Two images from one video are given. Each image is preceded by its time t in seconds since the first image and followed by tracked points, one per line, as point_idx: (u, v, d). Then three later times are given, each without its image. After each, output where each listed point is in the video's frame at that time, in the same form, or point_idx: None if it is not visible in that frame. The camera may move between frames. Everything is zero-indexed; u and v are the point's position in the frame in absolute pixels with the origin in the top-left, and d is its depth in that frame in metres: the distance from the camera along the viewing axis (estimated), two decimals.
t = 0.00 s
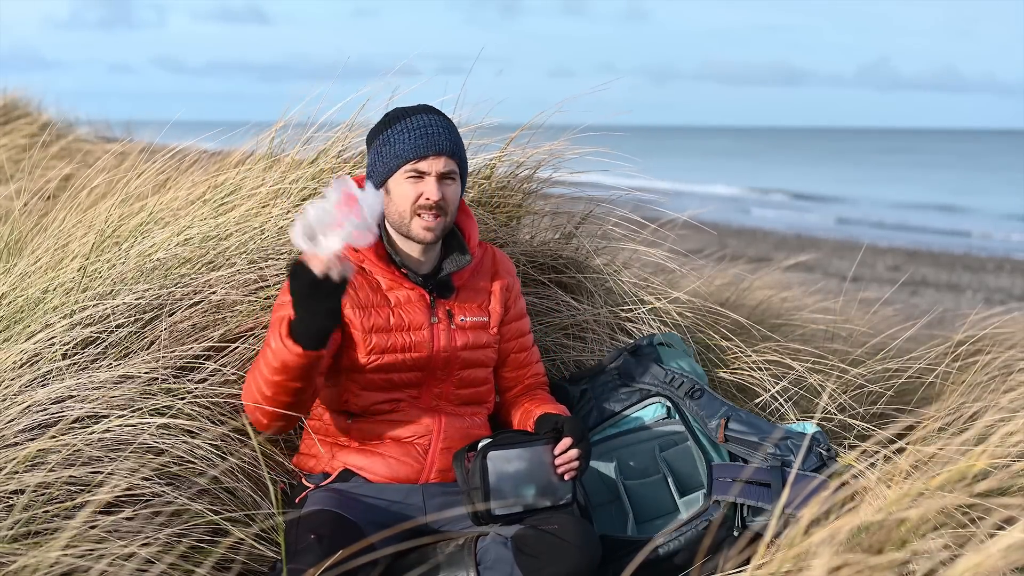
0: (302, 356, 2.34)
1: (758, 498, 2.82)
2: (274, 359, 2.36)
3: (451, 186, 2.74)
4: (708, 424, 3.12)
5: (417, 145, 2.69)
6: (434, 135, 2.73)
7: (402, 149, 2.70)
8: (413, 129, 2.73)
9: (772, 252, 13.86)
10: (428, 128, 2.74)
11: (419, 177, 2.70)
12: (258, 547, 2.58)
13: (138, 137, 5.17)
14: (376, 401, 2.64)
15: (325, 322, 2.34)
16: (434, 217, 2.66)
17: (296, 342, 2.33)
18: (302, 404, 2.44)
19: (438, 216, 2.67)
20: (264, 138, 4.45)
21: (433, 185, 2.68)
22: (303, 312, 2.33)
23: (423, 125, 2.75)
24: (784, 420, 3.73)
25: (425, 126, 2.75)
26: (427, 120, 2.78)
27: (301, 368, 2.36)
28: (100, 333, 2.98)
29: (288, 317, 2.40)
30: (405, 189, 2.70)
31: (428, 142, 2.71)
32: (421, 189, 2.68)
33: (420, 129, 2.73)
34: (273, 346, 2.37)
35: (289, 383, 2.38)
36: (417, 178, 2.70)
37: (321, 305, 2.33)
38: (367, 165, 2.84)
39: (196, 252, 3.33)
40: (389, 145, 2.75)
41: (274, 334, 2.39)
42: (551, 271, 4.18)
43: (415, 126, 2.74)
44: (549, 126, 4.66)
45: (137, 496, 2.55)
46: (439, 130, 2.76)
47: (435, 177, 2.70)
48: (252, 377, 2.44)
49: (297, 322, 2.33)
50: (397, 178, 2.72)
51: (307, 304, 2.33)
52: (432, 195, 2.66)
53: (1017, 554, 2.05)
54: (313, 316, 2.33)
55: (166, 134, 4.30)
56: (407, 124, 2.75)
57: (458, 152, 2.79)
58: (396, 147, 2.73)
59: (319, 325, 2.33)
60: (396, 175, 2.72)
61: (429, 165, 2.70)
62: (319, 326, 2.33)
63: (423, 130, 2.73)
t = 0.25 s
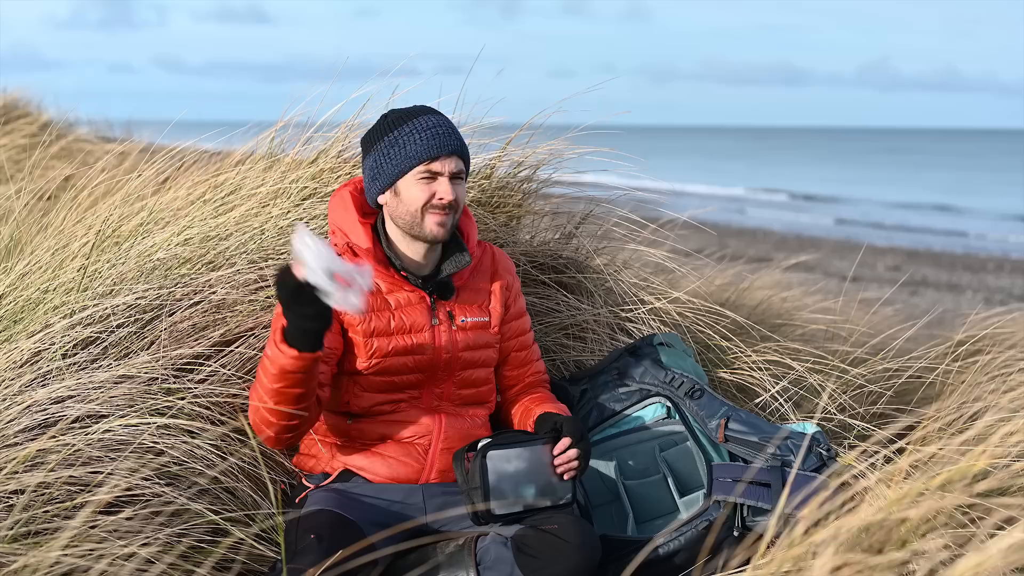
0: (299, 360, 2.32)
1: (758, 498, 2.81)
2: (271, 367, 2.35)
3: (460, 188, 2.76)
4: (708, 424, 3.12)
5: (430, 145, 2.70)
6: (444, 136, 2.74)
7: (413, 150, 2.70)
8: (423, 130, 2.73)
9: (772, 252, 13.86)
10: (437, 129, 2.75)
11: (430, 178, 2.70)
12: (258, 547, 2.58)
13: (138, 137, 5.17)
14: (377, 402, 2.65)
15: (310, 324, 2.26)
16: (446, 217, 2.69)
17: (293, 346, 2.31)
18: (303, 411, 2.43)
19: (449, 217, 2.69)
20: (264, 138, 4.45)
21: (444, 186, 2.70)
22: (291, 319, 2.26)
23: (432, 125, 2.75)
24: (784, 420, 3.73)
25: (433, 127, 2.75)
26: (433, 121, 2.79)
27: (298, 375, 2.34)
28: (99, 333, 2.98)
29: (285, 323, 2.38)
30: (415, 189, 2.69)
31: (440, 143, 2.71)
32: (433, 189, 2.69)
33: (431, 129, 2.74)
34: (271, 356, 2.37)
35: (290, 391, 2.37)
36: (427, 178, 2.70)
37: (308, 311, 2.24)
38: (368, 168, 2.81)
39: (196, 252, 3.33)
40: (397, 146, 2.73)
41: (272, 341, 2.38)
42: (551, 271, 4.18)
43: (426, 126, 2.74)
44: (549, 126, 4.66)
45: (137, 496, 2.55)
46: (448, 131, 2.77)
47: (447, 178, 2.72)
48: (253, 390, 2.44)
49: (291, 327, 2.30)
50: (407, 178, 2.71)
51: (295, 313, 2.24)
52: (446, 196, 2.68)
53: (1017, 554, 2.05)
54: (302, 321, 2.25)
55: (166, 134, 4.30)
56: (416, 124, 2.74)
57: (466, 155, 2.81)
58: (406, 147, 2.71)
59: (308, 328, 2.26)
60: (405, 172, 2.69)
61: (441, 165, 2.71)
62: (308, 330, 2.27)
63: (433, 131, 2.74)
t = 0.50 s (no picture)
0: (291, 365, 2.31)
1: (758, 498, 2.81)
2: (264, 371, 2.33)
3: (445, 194, 2.70)
4: (707, 424, 3.12)
5: (411, 151, 2.65)
6: (429, 141, 2.68)
7: (394, 156, 2.67)
8: (407, 134, 2.69)
9: (772, 252, 13.86)
10: (423, 132, 2.69)
11: (411, 184, 2.66)
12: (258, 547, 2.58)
13: (138, 137, 5.17)
14: (376, 401, 2.64)
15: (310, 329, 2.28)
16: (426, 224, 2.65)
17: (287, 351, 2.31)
18: (298, 415, 2.41)
19: (429, 225, 2.65)
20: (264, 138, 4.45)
21: (425, 193, 2.65)
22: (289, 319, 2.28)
23: (418, 129, 2.69)
24: (784, 420, 3.73)
25: (419, 130, 2.70)
26: (423, 123, 2.73)
27: (291, 378, 2.33)
28: (100, 333, 2.98)
29: (279, 328, 2.37)
30: (398, 195, 2.67)
31: (420, 149, 2.66)
32: (413, 195, 2.65)
33: (416, 133, 2.68)
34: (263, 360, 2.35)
35: (284, 395, 2.35)
36: (409, 185, 2.67)
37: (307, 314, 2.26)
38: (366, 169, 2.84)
39: (196, 252, 3.33)
40: (383, 150, 2.72)
41: (265, 347, 2.37)
42: (551, 271, 4.18)
43: (410, 130, 2.69)
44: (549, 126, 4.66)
45: (137, 496, 2.55)
46: (434, 134, 2.70)
47: (427, 185, 2.66)
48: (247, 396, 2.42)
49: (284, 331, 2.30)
50: (390, 184, 2.70)
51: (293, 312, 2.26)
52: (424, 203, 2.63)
53: (1017, 554, 2.05)
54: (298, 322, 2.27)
55: (166, 134, 4.30)
56: (402, 127, 2.71)
57: (454, 158, 2.73)
58: (389, 152, 2.69)
59: (305, 331, 2.28)
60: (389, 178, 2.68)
61: (420, 172, 2.66)
62: (304, 332, 2.28)
63: (417, 135, 2.68)
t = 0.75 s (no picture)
0: (288, 381, 2.32)
1: (757, 498, 2.81)
2: (261, 385, 2.34)
3: (421, 194, 2.69)
4: (708, 424, 3.12)
5: (385, 156, 2.71)
6: (404, 143, 2.71)
7: (375, 161, 2.74)
8: (387, 139, 2.74)
9: (772, 252, 13.85)
10: (401, 136, 2.73)
11: (390, 187, 2.70)
12: (258, 547, 2.58)
13: (138, 137, 5.18)
14: (377, 401, 2.64)
15: (310, 349, 2.29)
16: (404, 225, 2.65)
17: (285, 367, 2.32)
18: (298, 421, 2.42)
19: (403, 226, 2.65)
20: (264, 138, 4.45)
21: (398, 195, 2.66)
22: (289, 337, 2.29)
23: (398, 133, 2.74)
24: (784, 420, 3.73)
25: (398, 134, 2.74)
26: (404, 126, 2.77)
27: (288, 392, 2.34)
28: (100, 333, 2.98)
29: (275, 343, 2.38)
30: (378, 198, 2.71)
31: (395, 152, 2.70)
32: (390, 198, 2.68)
33: (393, 137, 2.74)
34: (263, 371, 2.35)
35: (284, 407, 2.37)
36: (388, 188, 2.71)
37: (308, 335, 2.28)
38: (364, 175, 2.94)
39: (197, 251, 3.33)
40: (370, 156, 2.80)
41: (262, 360, 2.38)
42: (551, 271, 4.18)
43: (388, 135, 2.75)
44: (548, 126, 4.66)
45: (137, 496, 2.55)
46: (413, 137, 2.72)
47: (402, 187, 2.68)
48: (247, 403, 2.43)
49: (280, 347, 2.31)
50: (374, 188, 2.75)
51: (295, 331, 2.28)
52: (398, 205, 2.65)
53: (1018, 554, 2.05)
54: (298, 342, 2.28)
55: (166, 134, 4.31)
56: (384, 132, 2.77)
57: (431, 157, 2.70)
58: (372, 158, 2.76)
59: (304, 352, 2.29)
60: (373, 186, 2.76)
61: (397, 175, 2.69)
62: (304, 353, 2.29)
63: (396, 139, 2.73)
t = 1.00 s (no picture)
0: (287, 387, 2.33)
1: (757, 498, 2.81)
2: (260, 390, 2.35)
3: (418, 196, 2.68)
4: (707, 424, 3.12)
5: (381, 158, 2.71)
6: (400, 145, 2.70)
7: (372, 163, 2.74)
8: (384, 140, 2.74)
9: (772, 252, 13.85)
10: (398, 137, 2.72)
11: (387, 189, 2.70)
12: (258, 547, 2.58)
13: (138, 137, 5.18)
14: (377, 403, 2.64)
15: (309, 357, 2.29)
16: (401, 227, 2.66)
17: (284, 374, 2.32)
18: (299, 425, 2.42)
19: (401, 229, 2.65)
20: (264, 138, 4.45)
21: (395, 197, 2.67)
22: (289, 344, 2.29)
23: (394, 135, 2.73)
24: (784, 420, 3.73)
25: (395, 135, 2.73)
26: (401, 127, 2.76)
27: (288, 397, 2.35)
28: (100, 333, 2.98)
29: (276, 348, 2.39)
30: (375, 200, 2.72)
31: (391, 154, 2.70)
32: (387, 200, 2.68)
33: (389, 139, 2.73)
34: (264, 377, 2.36)
35: (284, 412, 2.38)
36: (385, 191, 2.71)
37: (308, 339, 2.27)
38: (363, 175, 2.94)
39: (197, 251, 3.33)
40: (367, 157, 2.80)
41: (262, 365, 2.38)
42: (551, 271, 4.18)
43: (385, 137, 2.75)
44: (548, 126, 4.66)
45: (137, 496, 2.55)
46: (409, 139, 2.72)
47: (399, 190, 2.67)
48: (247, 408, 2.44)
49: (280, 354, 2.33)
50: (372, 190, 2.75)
51: (296, 337, 2.27)
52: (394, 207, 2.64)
53: (1018, 554, 2.05)
54: (298, 348, 2.28)
55: (166, 134, 4.31)
56: (381, 133, 2.76)
57: (427, 159, 2.69)
58: (369, 159, 2.76)
59: (305, 358, 2.29)
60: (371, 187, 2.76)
61: (393, 177, 2.69)
62: (304, 361, 2.29)
63: (392, 140, 2.72)
